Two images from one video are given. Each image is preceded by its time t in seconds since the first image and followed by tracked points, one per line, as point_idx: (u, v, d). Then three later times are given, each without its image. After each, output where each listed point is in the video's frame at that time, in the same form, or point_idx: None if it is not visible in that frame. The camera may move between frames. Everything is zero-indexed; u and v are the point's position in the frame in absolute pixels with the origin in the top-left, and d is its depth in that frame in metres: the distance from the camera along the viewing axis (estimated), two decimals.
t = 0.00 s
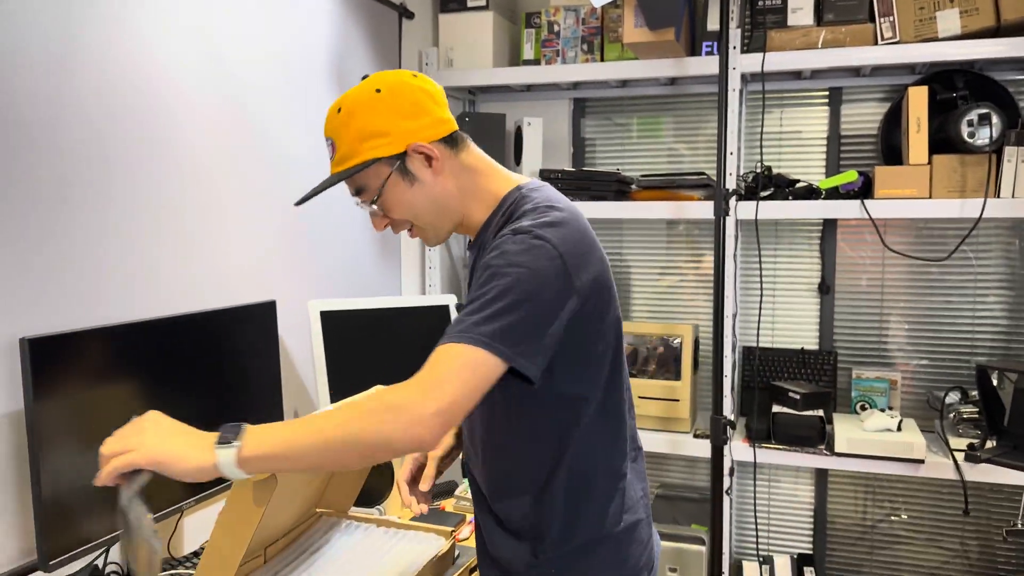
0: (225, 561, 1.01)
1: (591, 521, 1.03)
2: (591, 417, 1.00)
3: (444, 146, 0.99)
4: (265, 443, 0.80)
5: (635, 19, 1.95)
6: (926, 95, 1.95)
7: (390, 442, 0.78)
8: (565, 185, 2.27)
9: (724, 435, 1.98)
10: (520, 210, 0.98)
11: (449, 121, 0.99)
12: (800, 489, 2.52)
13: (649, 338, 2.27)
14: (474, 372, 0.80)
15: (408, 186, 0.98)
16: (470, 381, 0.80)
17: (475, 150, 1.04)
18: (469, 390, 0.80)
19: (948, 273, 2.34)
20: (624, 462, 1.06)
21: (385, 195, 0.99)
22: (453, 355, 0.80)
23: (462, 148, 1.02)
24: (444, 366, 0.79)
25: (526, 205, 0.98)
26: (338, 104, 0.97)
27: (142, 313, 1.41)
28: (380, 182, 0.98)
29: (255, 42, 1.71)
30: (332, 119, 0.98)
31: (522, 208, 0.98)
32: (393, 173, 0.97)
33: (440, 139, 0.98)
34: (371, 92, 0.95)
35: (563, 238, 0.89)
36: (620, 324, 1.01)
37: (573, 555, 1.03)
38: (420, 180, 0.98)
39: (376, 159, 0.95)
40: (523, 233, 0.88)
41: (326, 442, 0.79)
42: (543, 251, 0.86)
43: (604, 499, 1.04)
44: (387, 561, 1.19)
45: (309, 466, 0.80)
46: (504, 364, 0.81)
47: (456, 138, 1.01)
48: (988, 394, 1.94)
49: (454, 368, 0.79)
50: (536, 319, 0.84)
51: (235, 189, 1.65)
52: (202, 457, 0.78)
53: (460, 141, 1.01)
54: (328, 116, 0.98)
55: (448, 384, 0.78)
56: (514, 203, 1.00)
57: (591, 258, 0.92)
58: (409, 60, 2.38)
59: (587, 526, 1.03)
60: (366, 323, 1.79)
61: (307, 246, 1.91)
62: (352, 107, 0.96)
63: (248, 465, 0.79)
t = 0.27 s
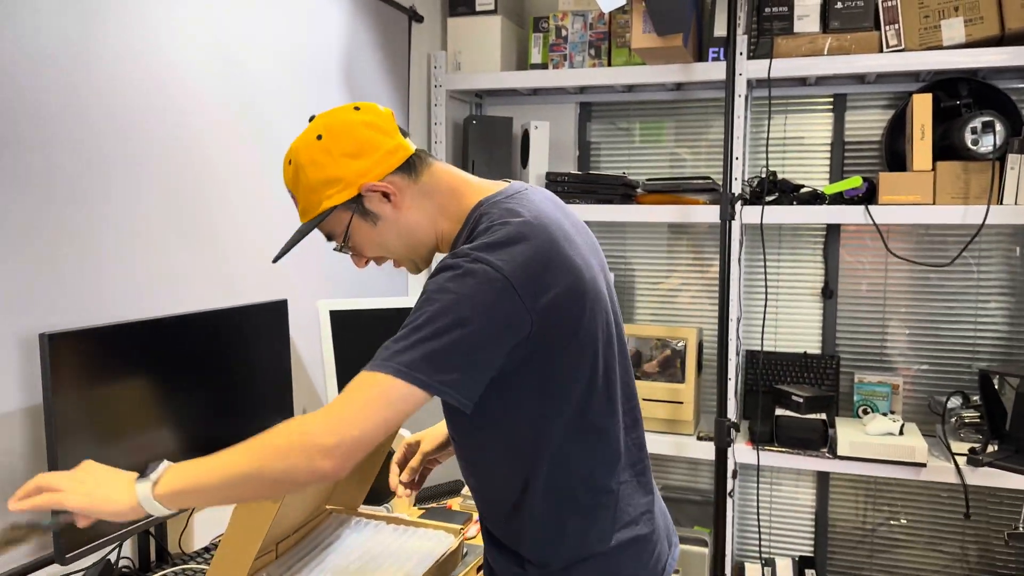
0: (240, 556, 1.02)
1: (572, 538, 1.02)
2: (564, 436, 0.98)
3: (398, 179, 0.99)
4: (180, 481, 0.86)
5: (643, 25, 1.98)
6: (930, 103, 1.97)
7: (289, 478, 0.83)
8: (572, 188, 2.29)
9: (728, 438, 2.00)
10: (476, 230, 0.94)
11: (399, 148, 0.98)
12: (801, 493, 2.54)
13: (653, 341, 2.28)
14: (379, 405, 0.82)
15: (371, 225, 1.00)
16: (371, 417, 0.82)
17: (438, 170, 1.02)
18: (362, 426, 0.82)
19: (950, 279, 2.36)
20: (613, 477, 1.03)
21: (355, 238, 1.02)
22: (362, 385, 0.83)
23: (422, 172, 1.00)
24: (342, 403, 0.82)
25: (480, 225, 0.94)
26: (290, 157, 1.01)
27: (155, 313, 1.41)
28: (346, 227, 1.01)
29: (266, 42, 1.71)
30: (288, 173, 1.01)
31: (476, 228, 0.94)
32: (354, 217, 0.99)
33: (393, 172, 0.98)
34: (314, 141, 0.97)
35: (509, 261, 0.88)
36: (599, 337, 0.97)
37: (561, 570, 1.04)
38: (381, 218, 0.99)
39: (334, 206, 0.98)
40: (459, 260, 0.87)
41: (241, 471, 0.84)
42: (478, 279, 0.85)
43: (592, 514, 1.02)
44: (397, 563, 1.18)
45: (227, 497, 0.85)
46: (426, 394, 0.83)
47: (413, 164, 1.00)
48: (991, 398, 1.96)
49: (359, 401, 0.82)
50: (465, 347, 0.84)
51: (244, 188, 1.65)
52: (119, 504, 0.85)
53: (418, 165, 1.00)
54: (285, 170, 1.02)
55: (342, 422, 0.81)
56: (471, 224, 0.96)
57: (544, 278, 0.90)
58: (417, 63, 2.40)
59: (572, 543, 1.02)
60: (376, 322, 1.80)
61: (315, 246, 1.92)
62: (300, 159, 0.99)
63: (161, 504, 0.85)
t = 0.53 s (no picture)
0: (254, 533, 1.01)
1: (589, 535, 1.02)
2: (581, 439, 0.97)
3: (393, 195, 0.93)
4: (416, 559, 0.83)
5: (647, 27, 1.98)
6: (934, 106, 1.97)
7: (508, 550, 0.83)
8: (575, 190, 2.29)
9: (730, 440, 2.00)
10: (491, 242, 0.90)
11: (391, 164, 0.93)
12: (801, 496, 2.54)
13: (654, 343, 2.28)
14: (525, 458, 0.81)
15: (367, 246, 0.94)
16: (539, 471, 0.82)
17: (433, 180, 0.97)
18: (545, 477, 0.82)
19: (952, 282, 2.36)
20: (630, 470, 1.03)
21: (351, 260, 0.97)
22: (506, 448, 0.81)
23: (416, 185, 0.95)
24: (516, 467, 0.82)
25: (496, 236, 0.90)
26: (275, 180, 0.96)
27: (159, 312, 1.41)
28: (341, 250, 0.96)
29: (271, 42, 1.71)
30: (274, 197, 0.96)
31: (493, 240, 0.90)
32: (348, 238, 0.94)
33: (386, 189, 0.93)
34: (300, 164, 0.93)
35: (546, 276, 0.86)
36: (617, 332, 0.97)
37: (582, 569, 1.03)
38: (376, 238, 0.94)
39: (326, 230, 0.93)
40: (506, 286, 0.83)
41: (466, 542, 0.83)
42: (533, 303, 0.83)
43: (608, 512, 1.01)
44: None
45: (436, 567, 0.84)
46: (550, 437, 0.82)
47: (406, 178, 0.94)
48: (993, 401, 2.02)
49: (518, 458, 0.81)
50: (547, 377, 0.82)
51: (248, 187, 1.65)
52: None
53: (412, 178, 0.95)
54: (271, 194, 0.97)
55: (529, 485, 0.81)
56: (483, 234, 0.92)
57: (580, 285, 0.89)
58: (421, 64, 2.41)
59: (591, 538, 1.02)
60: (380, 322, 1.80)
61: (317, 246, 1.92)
62: (285, 182, 0.93)
63: None
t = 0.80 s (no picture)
0: (230, 520, 0.97)
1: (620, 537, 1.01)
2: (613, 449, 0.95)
3: (415, 220, 0.87)
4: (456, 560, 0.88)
5: (648, 30, 1.98)
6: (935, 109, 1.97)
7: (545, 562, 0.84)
8: (575, 193, 2.28)
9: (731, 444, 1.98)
10: (527, 260, 0.86)
11: (414, 188, 0.86)
12: (801, 500, 2.53)
13: (655, 346, 2.29)
14: (571, 481, 0.81)
15: (384, 270, 0.89)
16: (579, 493, 0.82)
17: (453, 200, 0.91)
18: (582, 495, 0.83)
19: (952, 286, 2.36)
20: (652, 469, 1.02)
21: (367, 281, 0.92)
22: (554, 474, 0.81)
23: (438, 207, 0.89)
24: (560, 490, 0.81)
25: (531, 254, 0.86)
26: (290, 194, 0.88)
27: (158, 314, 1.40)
28: (357, 272, 0.90)
29: (272, 43, 1.71)
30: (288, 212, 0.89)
31: (530, 260, 0.86)
32: (365, 263, 0.89)
33: (407, 215, 0.87)
34: (318, 185, 0.85)
35: (589, 297, 0.83)
36: (646, 339, 0.95)
37: (616, 571, 1.02)
38: (395, 264, 0.89)
39: (342, 255, 0.87)
40: (556, 314, 0.80)
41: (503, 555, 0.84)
42: (583, 330, 0.80)
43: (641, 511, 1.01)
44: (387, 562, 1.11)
45: None
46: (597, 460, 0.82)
47: (428, 200, 0.88)
48: (994, 405, 1.98)
49: (562, 483, 0.81)
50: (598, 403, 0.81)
51: (250, 189, 1.65)
52: None
53: (434, 198, 0.89)
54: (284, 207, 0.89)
55: (572, 503, 0.82)
56: (517, 252, 0.87)
57: (617, 299, 0.88)
58: (421, 68, 2.41)
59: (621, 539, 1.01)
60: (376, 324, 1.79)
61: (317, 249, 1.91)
62: (301, 201, 0.86)
63: None
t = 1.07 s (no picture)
0: (229, 521, 0.95)
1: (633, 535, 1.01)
2: (630, 441, 0.97)
3: (447, 205, 0.90)
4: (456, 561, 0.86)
5: (648, 31, 1.98)
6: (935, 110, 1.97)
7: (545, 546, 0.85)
8: (575, 194, 2.28)
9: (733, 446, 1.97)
10: (555, 249, 0.91)
11: (448, 174, 0.89)
12: (802, 503, 2.52)
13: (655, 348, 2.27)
14: (582, 457, 0.84)
15: (415, 252, 0.91)
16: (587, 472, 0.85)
17: (481, 190, 0.94)
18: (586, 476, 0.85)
19: (952, 287, 2.35)
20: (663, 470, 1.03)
21: (395, 264, 0.93)
22: (566, 450, 0.84)
23: (469, 194, 0.92)
24: (564, 467, 0.84)
25: (559, 244, 0.91)
26: (327, 175, 0.89)
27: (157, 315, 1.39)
28: (388, 255, 0.91)
29: (273, 45, 1.71)
30: (324, 193, 0.89)
31: (557, 249, 0.90)
32: (398, 245, 0.90)
33: (441, 199, 0.89)
34: (358, 166, 0.86)
35: (614, 285, 0.88)
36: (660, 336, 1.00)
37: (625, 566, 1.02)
38: (426, 246, 0.91)
39: (379, 236, 0.87)
40: (583, 297, 0.85)
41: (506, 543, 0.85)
42: (609, 311, 0.85)
43: (652, 503, 1.02)
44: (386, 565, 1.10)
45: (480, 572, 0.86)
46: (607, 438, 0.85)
47: (459, 188, 0.91)
48: (996, 406, 1.97)
49: (570, 460, 0.84)
50: (620, 381, 0.85)
51: (250, 189, 1.65)
52: None
53: (465, 187, 0.92)
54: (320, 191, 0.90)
55: (571, 483, 0.84)
56: (545, 242, 0.92)
57: (637, 292, 0.92)
58: (421, 69, 2.41)
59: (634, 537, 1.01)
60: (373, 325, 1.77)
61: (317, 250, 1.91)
62: (340, 181, 0.87)
63: None
